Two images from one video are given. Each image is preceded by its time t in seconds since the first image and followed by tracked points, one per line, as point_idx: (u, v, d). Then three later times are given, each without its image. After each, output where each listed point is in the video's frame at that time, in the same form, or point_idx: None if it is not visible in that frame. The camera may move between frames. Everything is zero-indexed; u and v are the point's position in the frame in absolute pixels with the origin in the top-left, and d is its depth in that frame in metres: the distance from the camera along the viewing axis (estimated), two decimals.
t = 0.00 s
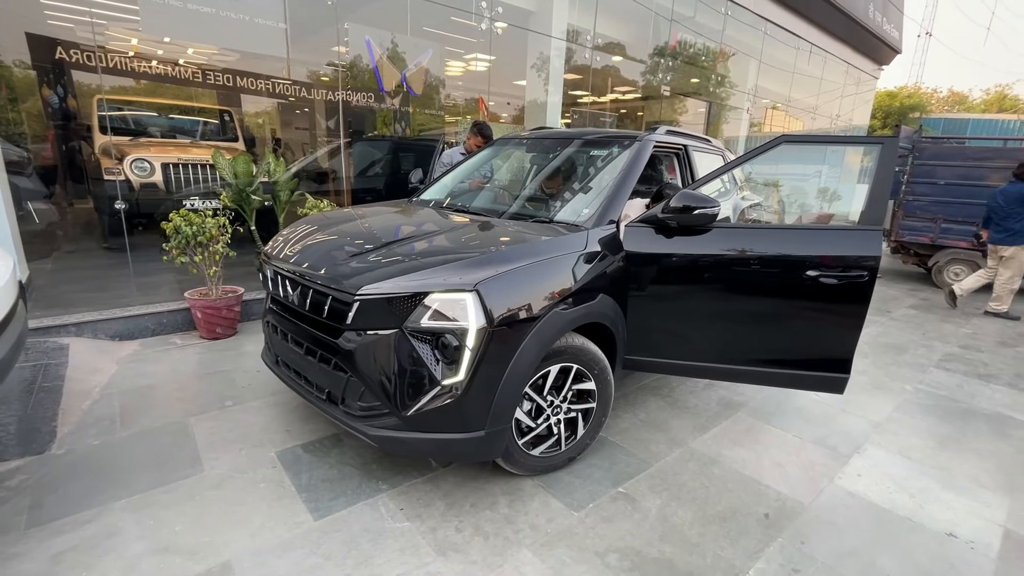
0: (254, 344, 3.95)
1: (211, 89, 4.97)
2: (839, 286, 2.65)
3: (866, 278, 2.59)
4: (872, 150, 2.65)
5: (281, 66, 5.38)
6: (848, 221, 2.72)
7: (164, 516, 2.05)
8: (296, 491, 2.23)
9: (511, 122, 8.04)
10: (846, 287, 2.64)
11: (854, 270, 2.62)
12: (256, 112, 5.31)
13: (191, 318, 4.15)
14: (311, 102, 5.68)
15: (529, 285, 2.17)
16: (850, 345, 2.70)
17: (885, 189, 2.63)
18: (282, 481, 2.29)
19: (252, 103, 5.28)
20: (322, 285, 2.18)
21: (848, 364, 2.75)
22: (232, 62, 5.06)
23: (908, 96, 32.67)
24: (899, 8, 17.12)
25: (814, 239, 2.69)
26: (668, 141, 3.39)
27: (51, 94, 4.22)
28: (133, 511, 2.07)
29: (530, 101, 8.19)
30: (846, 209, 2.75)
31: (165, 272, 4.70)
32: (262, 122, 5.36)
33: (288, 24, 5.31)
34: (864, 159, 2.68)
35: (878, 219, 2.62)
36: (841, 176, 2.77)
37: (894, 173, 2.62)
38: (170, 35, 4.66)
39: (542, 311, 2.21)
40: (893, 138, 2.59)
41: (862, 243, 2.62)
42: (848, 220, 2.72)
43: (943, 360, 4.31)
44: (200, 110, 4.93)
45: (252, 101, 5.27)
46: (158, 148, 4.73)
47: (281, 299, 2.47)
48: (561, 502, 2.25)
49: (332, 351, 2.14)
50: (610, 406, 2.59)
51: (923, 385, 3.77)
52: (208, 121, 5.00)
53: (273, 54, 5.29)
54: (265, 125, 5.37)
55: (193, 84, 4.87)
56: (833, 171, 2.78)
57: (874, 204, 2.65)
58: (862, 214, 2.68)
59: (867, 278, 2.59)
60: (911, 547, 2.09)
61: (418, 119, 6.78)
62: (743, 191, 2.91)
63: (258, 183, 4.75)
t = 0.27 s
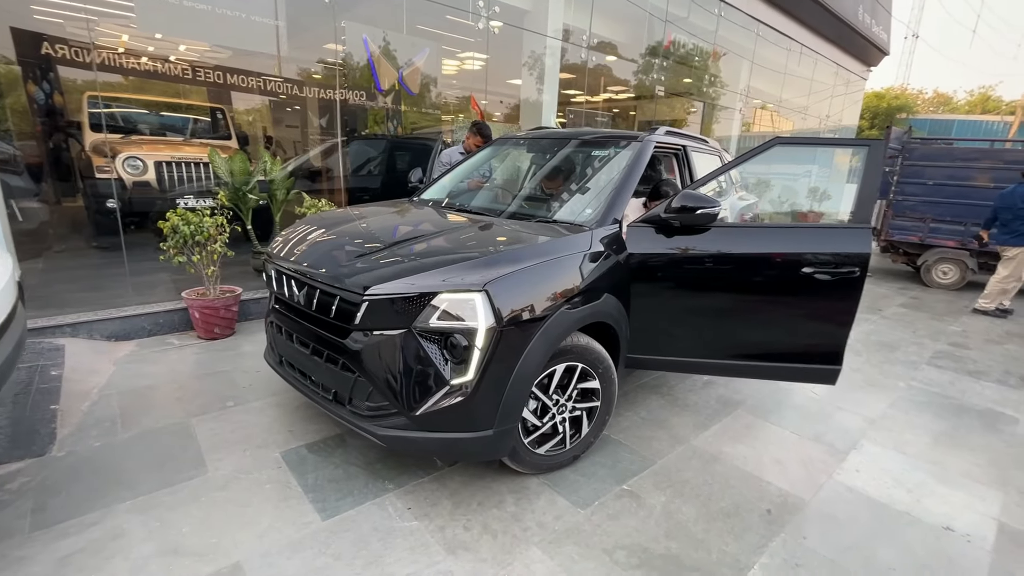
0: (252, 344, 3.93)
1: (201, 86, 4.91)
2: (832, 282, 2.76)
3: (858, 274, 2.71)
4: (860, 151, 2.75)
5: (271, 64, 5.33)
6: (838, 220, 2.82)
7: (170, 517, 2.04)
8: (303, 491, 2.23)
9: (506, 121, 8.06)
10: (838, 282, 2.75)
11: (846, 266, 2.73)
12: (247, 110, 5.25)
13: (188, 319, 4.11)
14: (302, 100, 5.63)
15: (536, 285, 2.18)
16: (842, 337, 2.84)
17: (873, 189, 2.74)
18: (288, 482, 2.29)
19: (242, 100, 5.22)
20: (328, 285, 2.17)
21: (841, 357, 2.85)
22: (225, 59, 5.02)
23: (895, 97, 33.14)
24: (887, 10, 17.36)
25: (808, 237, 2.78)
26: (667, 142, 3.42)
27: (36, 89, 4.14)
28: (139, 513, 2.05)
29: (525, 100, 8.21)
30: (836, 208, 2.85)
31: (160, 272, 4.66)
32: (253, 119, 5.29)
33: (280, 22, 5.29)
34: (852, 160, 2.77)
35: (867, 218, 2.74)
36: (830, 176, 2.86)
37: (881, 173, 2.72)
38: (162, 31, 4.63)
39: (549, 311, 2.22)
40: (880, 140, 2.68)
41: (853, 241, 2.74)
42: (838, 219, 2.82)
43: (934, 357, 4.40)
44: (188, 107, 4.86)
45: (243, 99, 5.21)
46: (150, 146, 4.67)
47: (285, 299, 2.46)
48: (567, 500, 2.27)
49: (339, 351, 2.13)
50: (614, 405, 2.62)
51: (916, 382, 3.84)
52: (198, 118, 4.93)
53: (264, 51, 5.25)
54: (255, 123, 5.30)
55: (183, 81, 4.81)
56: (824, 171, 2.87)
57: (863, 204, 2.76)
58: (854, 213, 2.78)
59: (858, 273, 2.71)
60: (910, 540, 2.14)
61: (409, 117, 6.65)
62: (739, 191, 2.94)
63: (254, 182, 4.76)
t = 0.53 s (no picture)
0: (255, 343, 3.93)
1: (193, 83, 4.86)
2: (826, 277, 2.97)
3: (848, 268, 2.94)
4: (848, 151, 2.95)
5: (263, 61, 5.27)
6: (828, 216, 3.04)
7: (184, 518, 2.05)
8: (315, 490, 2.24)
9: (503, 120, 8.07)
10: (831, 276, 2.97)
11: (838, 260, 2.95)
12: (239, 108, 5.21)
13: (189, 319, 4.09)
14: (295, 98, 5.57)
15: (548, 284, 2.21)
16: (833, 328, 3.04)
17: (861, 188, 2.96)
18: (300, 481, 2.30)
19: (235, 98, 5.17)
20: (340, 286, 2.18)
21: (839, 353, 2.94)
22: (221, 57, 4.98)
23: (884, 96, 33.52)
24: (878, 10, 17.53)
25: (803, 235, 2.98)
26: (669, 142, 3.45)
27: (24, 86, 4.09)
28: (152, 514, 2.06)
29: (522, 98, 8.21)
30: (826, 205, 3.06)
31: (160, 272, 4.63)
32: (247, 118, 5.27)
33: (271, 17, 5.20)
34: (841, 160, 2.97)
35: (855, 215, 2.98)
36: (820, 175, 3.06)
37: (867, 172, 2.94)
38: (156, 28, 4.57)
39: (559, 310, 2.25)
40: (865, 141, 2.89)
41: (844, 237, 2.96)
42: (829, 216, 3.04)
43: (928, 354, 4.49)
44: (178, 104, 4.80)
45: (235, 96, 5.16)
46: (145, 145, 4.64)
47: (295, 299, 2.47)
48: (577, 497, 2.30)
49: (352, 351, 2.15)
50: (621, 402, 2.65)
51: (911, 378, 3.92)
52: (190, 116, 4.89)
53: (256, 48, 5.17)
54: (249, 121, 5.28)
55: (175, 79, 4.74)
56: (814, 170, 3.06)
57: (852, 202, 2.99)
58: (843, 210, 3.01)
59: (849, 267, 2.94)
60: (912, 533, 2.19)
61: (401, 116, 6.57)
62: (738, 191, 3.04)
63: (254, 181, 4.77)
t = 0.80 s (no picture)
0: (261, 341, 3.93)
1: (188, 80, 4.82)
2: (816, 267, 3.12)
3: (837, 257, 3.11)
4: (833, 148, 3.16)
5: (258, 57, 5.21)
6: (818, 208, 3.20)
7: (202, 514, 2.06)
8: (331, 486, 2.26)
9: (502, 116, 8.06)
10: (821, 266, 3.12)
11: (828, 251, 3.11)
12: (234, 104, 5.15)
13: (194, 317, 4.09)
14: (291, 94, 5.52)
15: (560, 280, 2.24)
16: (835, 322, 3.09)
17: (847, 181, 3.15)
18: (315, 477, 2.32)
19: (230, 95, 5.13)
20: (353, 283, 2.19)
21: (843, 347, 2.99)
22: (217, 54, 4.95)
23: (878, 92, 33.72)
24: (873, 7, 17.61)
25: (795, 227, 3.12)
26: (673, 139, 3.48)
27: (15, 82, 4.04)
28: (170, 510, 2.07)
29: (521, 95, 8.21)
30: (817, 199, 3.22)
31: (163, 270, 4.62)
32: (242, 115, 5.22)
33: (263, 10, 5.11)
34: (829, 156, 3.16)
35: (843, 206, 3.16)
36: (811, 171, 3.22)
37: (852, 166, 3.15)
38: (154, 24, 4.54)
39: (572, 306, 2.28)
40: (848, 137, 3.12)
41: (832, 229, 3.12)
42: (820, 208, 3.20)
43: (926, 347, 4.56)
44: (172, 101, 4.74)
45: (230, 93, 5.12)
46: (144, 142, 4.59)
47: (307, 296, 2.48)
48: (589, 489, 2.34)
49: (366, 347, 2.17)
50: (630, 397, 2.68)
51: (911, 372, 3.99)
52: (185, 113, 4.83)
53: (250, 44, 5.12)
54: (244, 119, 5.23)
55: (169, 75, 4.70)
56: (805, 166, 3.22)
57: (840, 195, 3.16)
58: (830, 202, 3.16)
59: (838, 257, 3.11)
60: (918, 522, 2.24)
61: (397, 112, 6.52)
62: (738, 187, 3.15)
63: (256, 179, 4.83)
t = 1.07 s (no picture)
0: (263, 338, 3.93)
1: (179, 76, 4.73)
2: (810, 258, 3.22)
3: (829, 249, 3.23)
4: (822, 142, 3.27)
5: (251, 52, 5.14)
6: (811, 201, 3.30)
7: (214, 511, 2.07)
8: (340, 482, 2.28)
9: (498, 112, 8.00)
10: (815, 257, 3.23)
11: (821, 242, 3.22)
12: (227, 100, 5.07)
13: (196, 314, 4.08)
14: (285, 90, 5.44)
15: (568, 275, 2.25)
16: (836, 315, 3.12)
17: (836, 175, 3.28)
18: (324, 473, 2.33)
19: (223, 90, 5.04)
20: (361, 280, 2.20)
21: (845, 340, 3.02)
22: (212, 49, 4.89)
23: (872, 86, 33.86)
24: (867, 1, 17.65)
25: (791, 219, 3.21)
26: (675, 134, 3.48)
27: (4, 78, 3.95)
28: (181, 508, 2.08)
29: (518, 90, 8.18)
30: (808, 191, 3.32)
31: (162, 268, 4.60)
32: (235, 110, 5.13)
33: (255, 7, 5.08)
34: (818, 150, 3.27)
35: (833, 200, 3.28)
36: (803, 164, 3.30)
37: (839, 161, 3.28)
38: (149, 19, 4.47)
39: (579, 301, 2.29)
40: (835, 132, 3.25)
41: (826, 221, 3.24)
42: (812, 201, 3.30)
43: (923, 340, 4.61)
44: (163, 97, 4.66)
45: (224, 88, 5.04)
46: (139, 139, 4.55)
47: (314, 293, 2.48)
48: (597, 483, 2.37)
49: (375, 344, 2.17)
50: (635, 390, 2.71)
51: (908, 364, 4.04)
52: (178, 109, 4.76)
53: (243, 38, 5.05)
54: (237, 115, 5.14)
55: (161, 70, 4.62)
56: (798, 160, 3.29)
57: (830, 188, 3.28)
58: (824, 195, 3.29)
59: (830, 249, 3.23)
60: (919, 511, 2.29)
61: (391, 108, 6.44)
62: (738, 181, 3.15)
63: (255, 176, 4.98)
